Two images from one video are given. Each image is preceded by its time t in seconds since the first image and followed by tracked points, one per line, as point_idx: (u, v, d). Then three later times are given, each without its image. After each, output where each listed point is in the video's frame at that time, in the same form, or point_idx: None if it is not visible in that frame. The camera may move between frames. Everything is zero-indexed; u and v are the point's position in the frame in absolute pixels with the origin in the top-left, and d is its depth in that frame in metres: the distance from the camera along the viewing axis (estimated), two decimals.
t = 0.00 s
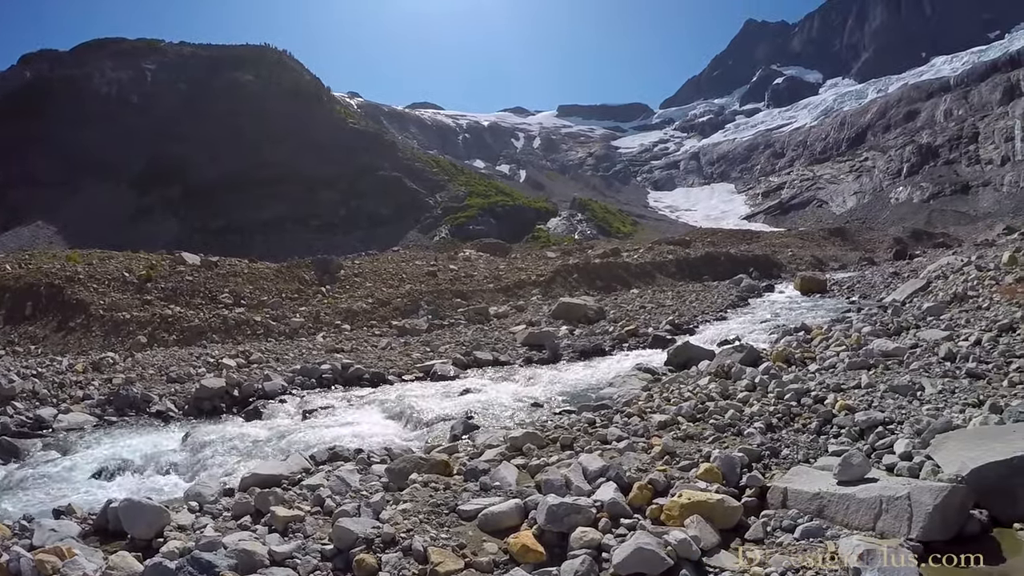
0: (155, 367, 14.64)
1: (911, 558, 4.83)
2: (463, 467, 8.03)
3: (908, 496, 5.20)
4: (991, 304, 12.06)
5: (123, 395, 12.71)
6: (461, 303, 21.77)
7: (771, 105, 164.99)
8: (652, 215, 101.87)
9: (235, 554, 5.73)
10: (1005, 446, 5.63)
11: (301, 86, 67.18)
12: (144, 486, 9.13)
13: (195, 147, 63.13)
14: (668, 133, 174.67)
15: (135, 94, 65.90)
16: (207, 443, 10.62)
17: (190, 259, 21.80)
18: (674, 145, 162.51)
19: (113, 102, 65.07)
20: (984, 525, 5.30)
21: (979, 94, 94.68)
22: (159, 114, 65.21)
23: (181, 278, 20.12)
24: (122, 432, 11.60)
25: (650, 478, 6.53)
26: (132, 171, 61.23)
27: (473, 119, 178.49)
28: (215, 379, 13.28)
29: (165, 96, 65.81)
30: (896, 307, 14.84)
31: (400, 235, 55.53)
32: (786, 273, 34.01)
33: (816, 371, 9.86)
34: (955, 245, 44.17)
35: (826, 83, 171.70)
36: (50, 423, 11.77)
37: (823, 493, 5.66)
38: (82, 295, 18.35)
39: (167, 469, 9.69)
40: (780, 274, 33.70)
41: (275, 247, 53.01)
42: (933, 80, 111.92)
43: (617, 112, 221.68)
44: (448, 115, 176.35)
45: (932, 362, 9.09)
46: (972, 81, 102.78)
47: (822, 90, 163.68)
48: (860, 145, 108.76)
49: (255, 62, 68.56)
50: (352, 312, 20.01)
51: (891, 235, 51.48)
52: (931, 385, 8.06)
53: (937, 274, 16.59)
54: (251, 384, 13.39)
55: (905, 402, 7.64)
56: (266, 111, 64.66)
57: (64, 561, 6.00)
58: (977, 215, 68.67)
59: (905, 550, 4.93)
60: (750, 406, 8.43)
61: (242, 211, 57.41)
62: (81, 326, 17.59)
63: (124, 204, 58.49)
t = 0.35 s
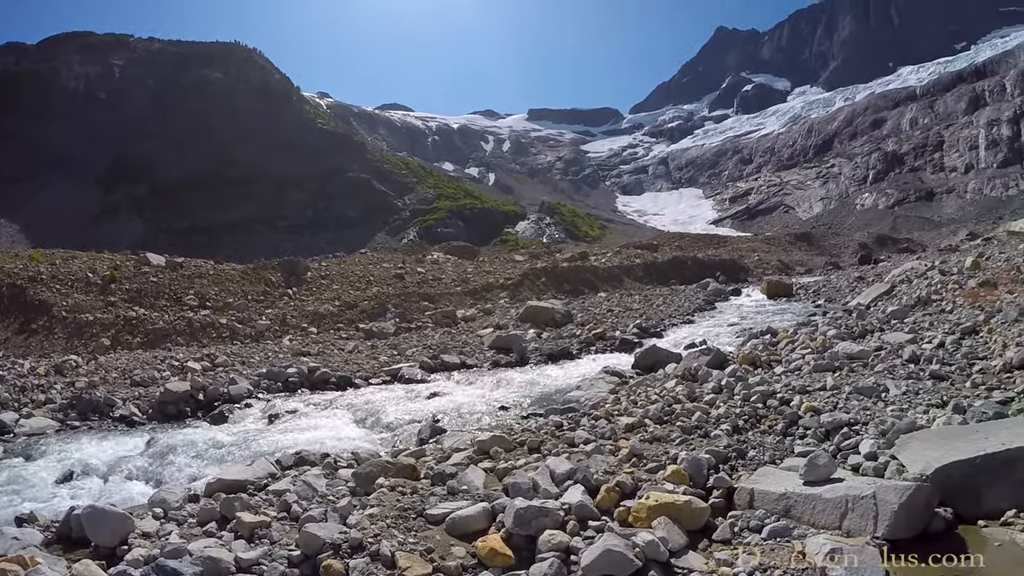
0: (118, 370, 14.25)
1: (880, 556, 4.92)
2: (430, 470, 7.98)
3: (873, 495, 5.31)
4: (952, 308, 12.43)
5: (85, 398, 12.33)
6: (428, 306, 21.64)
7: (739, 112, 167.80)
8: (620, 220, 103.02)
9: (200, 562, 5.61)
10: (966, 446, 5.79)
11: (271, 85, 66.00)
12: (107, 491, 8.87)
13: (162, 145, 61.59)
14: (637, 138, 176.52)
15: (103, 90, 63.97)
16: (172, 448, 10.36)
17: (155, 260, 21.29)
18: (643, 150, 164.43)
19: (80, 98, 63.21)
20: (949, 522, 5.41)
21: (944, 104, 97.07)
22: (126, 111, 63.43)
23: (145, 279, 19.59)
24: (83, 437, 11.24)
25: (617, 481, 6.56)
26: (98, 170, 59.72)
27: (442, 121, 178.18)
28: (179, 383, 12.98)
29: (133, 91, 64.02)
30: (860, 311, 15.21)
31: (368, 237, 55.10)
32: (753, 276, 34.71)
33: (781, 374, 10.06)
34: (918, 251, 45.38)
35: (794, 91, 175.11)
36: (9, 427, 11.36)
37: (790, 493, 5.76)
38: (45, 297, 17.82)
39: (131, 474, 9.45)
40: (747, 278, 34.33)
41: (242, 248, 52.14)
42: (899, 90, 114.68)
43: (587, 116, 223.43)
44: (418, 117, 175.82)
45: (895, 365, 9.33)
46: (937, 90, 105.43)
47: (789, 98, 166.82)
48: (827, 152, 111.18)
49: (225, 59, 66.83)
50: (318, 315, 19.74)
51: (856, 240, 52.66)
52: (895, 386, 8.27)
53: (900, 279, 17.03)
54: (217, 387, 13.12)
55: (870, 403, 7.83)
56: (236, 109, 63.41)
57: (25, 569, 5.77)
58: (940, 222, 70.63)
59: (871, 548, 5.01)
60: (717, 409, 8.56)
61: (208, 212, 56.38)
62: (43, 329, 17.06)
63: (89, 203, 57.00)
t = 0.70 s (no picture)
0: (71, 373, 13.73)
1: (838, 553, 5.02)
2: (390, 474, 7.89)
3: (830, 494, 5.41)
4: (906, 311, 12.82)
5: (37, 403, 11.86)
6: (388, 308, 21.45)
7: (700, 118, 170.87)
8: (581, 223, 104.04)
9: (156, 570, 5.43)
10: (921, 444, 5.94)
11: (234, 82, 64.67)
12: (60, 499, 8.54)
13: (118, 140, 59.58)
14: (598, 142, 178.33)
15: (60, 82, 61.55)
16: (127, 453, 10.03)
17: (110, 259, 20.58)
18: (604, 154, 166.25)
19: (36, 90, 60.51)
20: (906, 520, 5.54)
21: (902, 113, 100.19)
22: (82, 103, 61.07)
23: (100, 279, 18.89)
24: (33, 443, 10.79)
25: (577, 483, 6.60)
26: (51, 164, 57.44)
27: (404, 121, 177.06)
28: (135, 386, 12.58)
29: (91, 84, 61.73)
30: (817, 314, 15.58)
31: (328, 238, 54.52)
32: (711, 280, 35.46)
33: (739, 376, 10.25)
34: (872, 256, 46.85)
35: (755, 99, 178.92)
36: None
37: (749, 493, 5.86)
38: None
39: (85, 481, 9.11)
40: (706, 282, 35.03)
41: (200, 248, 51.00)
42: (858, 99, 117.98)
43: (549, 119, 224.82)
44: (379, 117, 174.36)
45: (851, 367, 9.58)
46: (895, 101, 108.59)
47: (749, 106, 170.30)
48: (786, 159, 113.92)
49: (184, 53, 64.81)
50: (277, 317, 19.33)
51: (814, 244, 54.11)
52: (851, 388, 8.50)
53: (857, 283, 17.50)
54: (174, 391, 12.76)
55: (825, 404, 8.04)
56: (197, 105, 61.84)
57: None
58: (896, 228, 72.99)
59: (830, 546, 5.11)
60: (675, 410, 8.69)
61: (166, 210, 54.93)
62: None
63: (41, 199, 54.87)
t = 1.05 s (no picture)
0: (16, 376, 13.13)
1: (793, 551, 5.12)
2: (345, 480, 7.77)
3: (784, 493, 5.52)
4: (856, 317, 13.24)
5: None
6: (342, 311, 21.16)
7: (658, 125, 173.74)
8: (537, 227, 104.75)
9: None
10: (870, 442, 6.11)
11: (192, 76, 62.87)
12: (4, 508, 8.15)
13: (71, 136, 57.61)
14: (556, 147, 179.72)
15: (12, 73, 58.89)
16: (74, 461, 9.63)
17: (59, 258, 19.78)
18: (561, 159, 167.66)
19: None
20: (858, 517, 5.66)
21: (856, 125, 103.61)
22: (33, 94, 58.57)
23: (49, 278, 18.10)
24: None
25: (534, 486, 6.62)
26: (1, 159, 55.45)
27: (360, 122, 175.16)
28: (84, 390, 12.11)
29: (44, 74, 59.26)
30: (769, 319, 15.98)
31: (282, 239, 53.61)
32: (666, 285, 36.07)
33: (693, 379, 10.45)
34: (823, 263, 48.37)
35: (712, 108, 182.78)
36: None
37: (703, 494, 5.97)
38: None
39: (30, 489, 8.72)
40: (660, 287, 35.61)
41: (150, 250, 49.93)
42: (811, 110, 121.58)
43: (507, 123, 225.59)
44: (335, 117, 172.05)
45: (802, 371, 9.87)
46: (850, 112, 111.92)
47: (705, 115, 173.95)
48: (741, 167, 116.76)
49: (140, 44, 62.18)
50: (229, 319, 18.85)
51: (767, 251, 55.60)
52: (803, 391, 8.75)
53: (808, 289, 18.01)
54: (125, 395, 12.33)
55: (778, 407, 8.25)
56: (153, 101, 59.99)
57: None
58: (848, 235, 75.53)
59: (784, 544, 5.22)
60: (629, 414, 8.80)
61: (118, 209, 53.71)
62: None
63: None
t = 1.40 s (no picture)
0: None
1: (759, 555, 5.18)
2: (307, 490, 7.63)
3: (749, 499, 5.60)
4: (816, 326, 13.56)
5: None
6: (303, 320, 20.83)
7: (621, 136, 176.16)
8: (500, 236, 105.06)
9: None
10: (834, 447, 6.22)
11: (156, 77, 61.40)
12: None
13: (27, 134, 55.12)
14: (519, 156, 180.73)
15: None
16: (25, 472, 9.25)
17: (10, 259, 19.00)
18: (525, 168, 168.60)
19: None
20: (822, 521, 5.75)
21: (816, 138, 106.63)
22: None
23: (4, 279, 17.29)
24: None
25: (498, 495, 6.60)
26: None
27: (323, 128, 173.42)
28: (36, 398, 11.67)
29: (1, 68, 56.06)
30: (730, 328, 16.28)
31: (243, 244, 54.28)
32: (627, 294, 36.51)
33: (656, 388, 10.57)
34: (782, 273, 49.57)
35: (675, 121, 186.09)
36: None
37: (668, 501, 6.03)
38: None
39: None
40: (622, 296, 35.99)
41: (112, 252, 49.16)
42: (772, 124, 124.70)
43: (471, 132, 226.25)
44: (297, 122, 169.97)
45: (764, 378, 10.08)
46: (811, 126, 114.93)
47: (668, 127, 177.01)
48: (703, 178, 118.96)
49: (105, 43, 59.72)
50: (188, 326, 18.40)
51: (728, 262, 56.67)
52: (765, 399, 8.92)
53: (768, 299, 18.41)
54: (80, 403, 11.94)
55: (740, 415, 8.41)
56: (117, 102, 58.77)
57: None
58: (806, 246, 77.54)
59: (752, 548, 5.28)
60: (593, 422, 8.85)
61: (75, 210, 52.20)
62: None
63: None
